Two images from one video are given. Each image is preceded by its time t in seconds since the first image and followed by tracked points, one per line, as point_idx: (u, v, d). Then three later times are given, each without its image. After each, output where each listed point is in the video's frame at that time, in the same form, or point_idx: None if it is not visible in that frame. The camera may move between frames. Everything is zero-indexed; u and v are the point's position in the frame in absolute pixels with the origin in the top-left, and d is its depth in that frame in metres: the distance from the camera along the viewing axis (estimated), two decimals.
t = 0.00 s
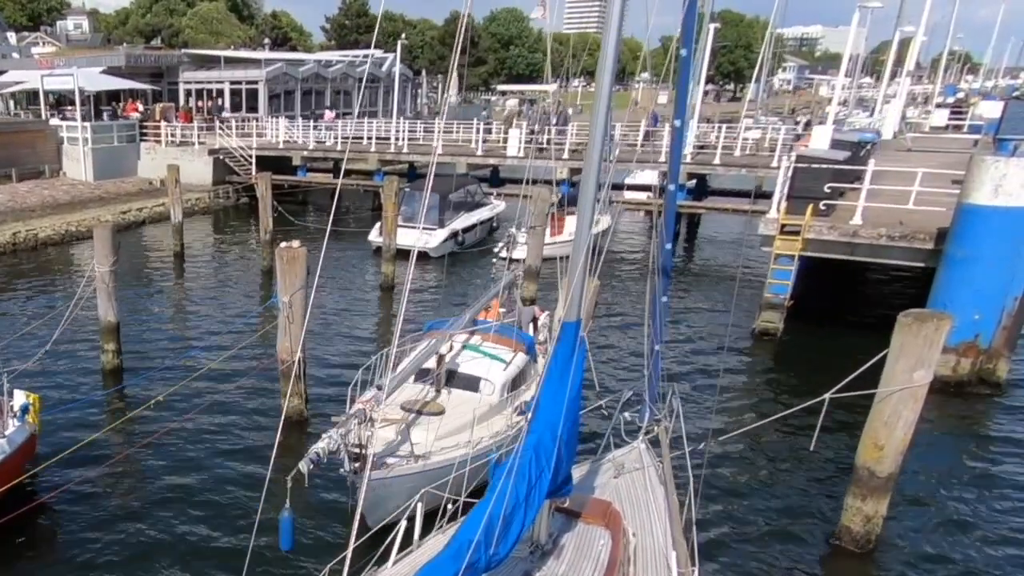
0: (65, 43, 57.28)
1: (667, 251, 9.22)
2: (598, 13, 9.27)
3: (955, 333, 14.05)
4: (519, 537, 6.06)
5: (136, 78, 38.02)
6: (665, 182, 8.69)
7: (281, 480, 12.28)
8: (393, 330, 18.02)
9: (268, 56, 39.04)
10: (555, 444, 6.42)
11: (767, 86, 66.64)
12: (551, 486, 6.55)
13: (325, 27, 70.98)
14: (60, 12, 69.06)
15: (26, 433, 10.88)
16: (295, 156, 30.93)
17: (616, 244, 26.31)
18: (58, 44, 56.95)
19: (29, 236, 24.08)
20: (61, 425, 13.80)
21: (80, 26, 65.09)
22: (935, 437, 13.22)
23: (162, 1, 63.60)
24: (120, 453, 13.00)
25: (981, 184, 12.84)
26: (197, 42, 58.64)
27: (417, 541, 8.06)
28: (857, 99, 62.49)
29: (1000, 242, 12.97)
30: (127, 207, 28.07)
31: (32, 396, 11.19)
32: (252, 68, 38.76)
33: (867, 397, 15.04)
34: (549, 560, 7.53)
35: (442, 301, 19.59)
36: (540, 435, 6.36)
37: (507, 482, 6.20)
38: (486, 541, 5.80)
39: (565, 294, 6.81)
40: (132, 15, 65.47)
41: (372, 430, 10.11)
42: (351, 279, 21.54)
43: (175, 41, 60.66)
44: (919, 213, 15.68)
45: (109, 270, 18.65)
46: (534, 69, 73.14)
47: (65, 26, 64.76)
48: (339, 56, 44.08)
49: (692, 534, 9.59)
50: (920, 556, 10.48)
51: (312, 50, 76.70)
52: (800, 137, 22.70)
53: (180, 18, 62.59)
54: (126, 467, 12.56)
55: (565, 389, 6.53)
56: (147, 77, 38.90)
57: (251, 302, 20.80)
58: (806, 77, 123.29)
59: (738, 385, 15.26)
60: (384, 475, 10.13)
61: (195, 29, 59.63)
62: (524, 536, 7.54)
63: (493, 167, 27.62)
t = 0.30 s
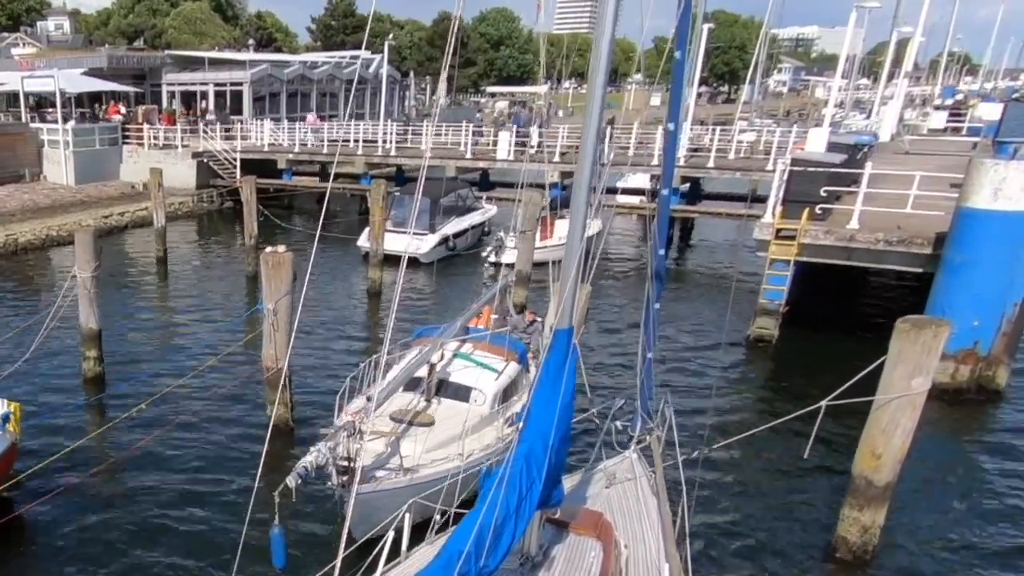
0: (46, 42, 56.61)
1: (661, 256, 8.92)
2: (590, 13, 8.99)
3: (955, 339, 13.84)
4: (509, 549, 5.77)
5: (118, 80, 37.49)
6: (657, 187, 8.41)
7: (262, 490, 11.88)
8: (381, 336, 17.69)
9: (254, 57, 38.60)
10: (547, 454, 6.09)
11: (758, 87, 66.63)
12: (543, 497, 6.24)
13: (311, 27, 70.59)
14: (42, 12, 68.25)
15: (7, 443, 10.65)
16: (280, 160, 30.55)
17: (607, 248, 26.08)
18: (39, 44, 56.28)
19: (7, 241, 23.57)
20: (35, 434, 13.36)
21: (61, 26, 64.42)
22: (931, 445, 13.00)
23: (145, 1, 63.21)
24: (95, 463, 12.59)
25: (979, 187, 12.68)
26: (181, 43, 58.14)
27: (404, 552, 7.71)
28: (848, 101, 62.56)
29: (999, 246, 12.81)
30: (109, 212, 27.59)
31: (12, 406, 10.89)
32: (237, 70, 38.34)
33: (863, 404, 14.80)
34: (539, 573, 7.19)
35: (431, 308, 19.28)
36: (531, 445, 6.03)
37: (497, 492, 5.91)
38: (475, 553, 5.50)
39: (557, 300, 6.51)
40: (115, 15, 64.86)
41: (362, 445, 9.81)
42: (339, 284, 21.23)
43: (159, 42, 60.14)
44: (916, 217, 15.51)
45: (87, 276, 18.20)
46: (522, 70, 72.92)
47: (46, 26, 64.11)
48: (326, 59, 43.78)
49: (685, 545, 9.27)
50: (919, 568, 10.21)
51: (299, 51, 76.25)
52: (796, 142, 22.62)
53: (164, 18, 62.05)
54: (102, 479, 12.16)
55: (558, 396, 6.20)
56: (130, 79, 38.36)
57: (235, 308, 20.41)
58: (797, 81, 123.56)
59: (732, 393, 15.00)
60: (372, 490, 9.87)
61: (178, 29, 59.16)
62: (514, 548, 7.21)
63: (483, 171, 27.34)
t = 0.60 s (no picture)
0: (34, 42, 56.19)
1: (657, 259, 8.72)
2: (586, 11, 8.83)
3: (954, 342, 13.71)
4: (503, 557, 5.58)
5: (108, 80, 37.20)
6: (653, 189, 8.24)
7: (251, 495, 11.67)
8: (373, 340, 17.48)
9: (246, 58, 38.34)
10: (541, 458, 5.91)
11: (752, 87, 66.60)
12: (537, 503, 6.07)
13: (303, 27, 70.35)
14: (30, 12, 67.73)
15: None
16: (271, 161, 30.31)
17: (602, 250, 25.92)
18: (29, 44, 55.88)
19: None
20: (20, 439, 13.12)
21: (50, 26, 64.00)
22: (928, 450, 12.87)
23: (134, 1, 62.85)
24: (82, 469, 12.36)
25: (979, 189, 12.58)
26: (171, 43, 57.83)
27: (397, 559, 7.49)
28: (842, 101, 62.64)
29: (999, 248, 12.71)
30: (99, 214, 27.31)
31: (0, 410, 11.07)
32: (228, 71, 38.09)
33: (860, 408, 14.67)
34: None
35: (423, 311, 19.09)
36: (526, 451, 5.83)
37: (492, 496, 5.73)
38: (469, 559, 5.34)
39: (551, 302, 6.35)
40: (105, 15, 64.47)
41: (354, 431, 9.74)
42: (331, 287, 21.03)
43: (148, 42, 59.83)
44: (914, 220, 15.40)
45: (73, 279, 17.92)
46: (515, 71, 72.78)
47: (35, 27, 63.69)
48: (318, 59, 43.52)
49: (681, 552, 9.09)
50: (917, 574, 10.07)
51: (292, 51, 75.95)
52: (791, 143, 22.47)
53: (154, 18, 61.68)
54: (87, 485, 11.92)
55: (553, 400, 6.02)
56: (119, 79, 38.03)
57: (226, 311, 20.19)
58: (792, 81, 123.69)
59: (727, 396, 14.88)
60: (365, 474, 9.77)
61: (168, 29, 58.85)
62: (509, 554, 7.02)
63: (477, 172, 27.17)
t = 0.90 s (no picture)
0: (28, 42, 56.02)
1: (656, 259, 8.65)
2: (585, 12, 8.72)
3: (953, 343, 13.67)
4: (501, 559, 5.51)
5: (103, 80, 37.05)
6: (653, 190, 8.17)
7: (246, 497, 11.56)
8: (369, 341, 17.41)
9: (242, 58, 38.22)
10: (540, 462, 5.84)
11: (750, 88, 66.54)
12: (535, 507, 5.98)
13: (299, 27, 70.52)
14: (25, 11, 67.44)
15: None
16: (267, 162, 30.21)
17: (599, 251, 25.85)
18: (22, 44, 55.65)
19: None
20: (11, 441, 13.00)
21: (44, 27, 63.85)
22: (928, 454, 12.80)
23: None
24: (74, 471, 12.25)
25: (980, 189, 12.55)
26: (166, 44, 57.68)
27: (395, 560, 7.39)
28: (840, 102, 62.66)
29: (1001, 247, 12.67)
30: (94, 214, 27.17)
31: None
32: (224, 71, 37.93)
33: (858, 410, 14.62)
34: None
35: (420, 312, 19.03)
36: (526, 453, 5.75)
37: (489, 500, 5.66)
38: (467, 563, 5.26)
39: (549, 303, 6.27)
40: (99, 14, 64.39)
41: (360, 400, 10.44)
42: (326, 288, 20.98)
43: (144, 42, 59.71)
44: (913, 221, 15.34)
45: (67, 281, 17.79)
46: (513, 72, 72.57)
47: (29, 27, 63.53)
48: (315, 59, 43.40)
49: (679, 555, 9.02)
50: None
51: (288, 51, 75.78)
52: (790, 144, 22.49)
53: (149, 18, 61.54)
54: (80, 487, 11.81)
55: (551, 402, 5.95)
56: (114, 79, 37.83)
57: (221, 312, 20.08)
58: (790, 83, 123.74)
59: (725, 397, 14.83)
60: (371, 440, 10.31)
61: (163, 29, 58.65)
62: (506, 556, 6.94)
63: (474, 172, 27.11)
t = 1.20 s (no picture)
0: (33, 43, 56.23)
1: (656, 258, 8.73)
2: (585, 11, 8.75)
3: (954, 342, 13.71)
4: (501, 555, 5.58)
5: (107, 80, 37.20)
6: (651, 189, 8.23)
7: (252, 494, 11.65)
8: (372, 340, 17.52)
9: (246, 57, 38.35)
10: (537, 457, 5.91)
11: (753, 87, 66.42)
12: (534, 503, 6.04)
13: (302, 27, 70.69)
14: (30, 11, 67.71)
15: None
16: (271, 161, 30.34)
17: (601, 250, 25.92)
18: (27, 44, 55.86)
19: None
20: (18, 439, 13.11)
21: (48, 27, 64.12)
22: (929, 453, 12.83)
23: (132, 1, 63.37)
24: (80, 469, 12.35)
25: (980, 189, 12.58)
26: (170, 44, 57.84)
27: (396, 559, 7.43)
28: (843, 101, 62.58)
29: (1001, 246, 12.70)
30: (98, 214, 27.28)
31: None
32: (228, 71, 38.05)
33: (860, 409, 14.66)
34: None
35: (423, 311, 19.12)
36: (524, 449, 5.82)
37: (488, 496, 5.72)
38: (467, 557, 5.33)
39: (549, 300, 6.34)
40: (103, 15, 64.67)
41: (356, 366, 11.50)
42: (330, 287, 21.09)
43: (149, 42, 59.92)
44: (914, 221, 15.37)
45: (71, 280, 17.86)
46: (515, 71, 72.54)
47: (34, 27, 63.80)
48: (317, 59, 43.50)
49: (680, 552, 9.08)
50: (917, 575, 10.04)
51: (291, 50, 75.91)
52: (791, 143, 22.52)
53: (153, 18, 61.75)
54: (86, 485, 11.91)
55: (550, 399, 6.01)
56: (119, 79, 37.97)
57: (225, 311, 20.19)
58: (793, 82, 123.43)
59: (726, 396, 14.90)
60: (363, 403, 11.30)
61: (167, 29, 58.81)
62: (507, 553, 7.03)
63: (477, 172, 27.21)
